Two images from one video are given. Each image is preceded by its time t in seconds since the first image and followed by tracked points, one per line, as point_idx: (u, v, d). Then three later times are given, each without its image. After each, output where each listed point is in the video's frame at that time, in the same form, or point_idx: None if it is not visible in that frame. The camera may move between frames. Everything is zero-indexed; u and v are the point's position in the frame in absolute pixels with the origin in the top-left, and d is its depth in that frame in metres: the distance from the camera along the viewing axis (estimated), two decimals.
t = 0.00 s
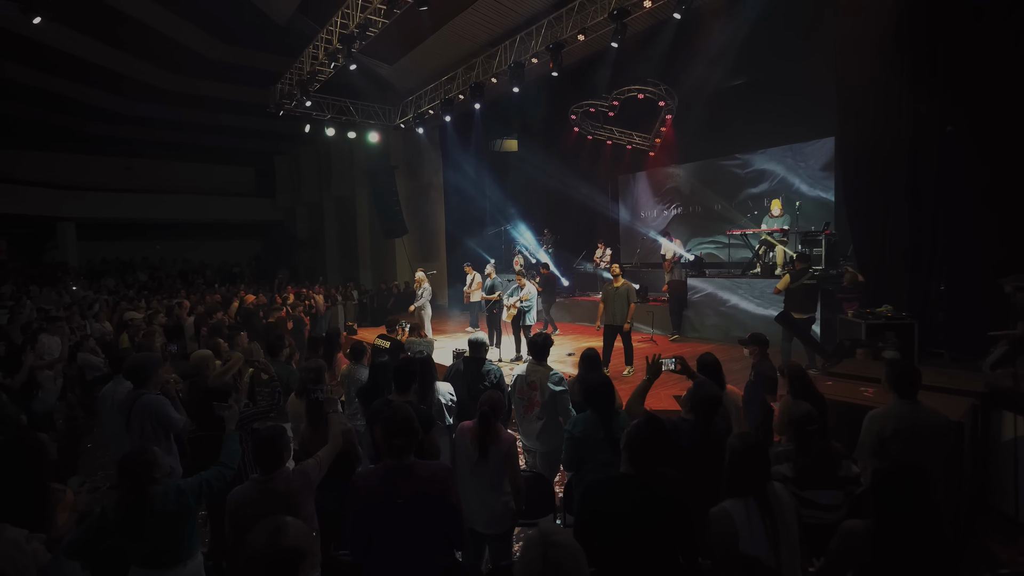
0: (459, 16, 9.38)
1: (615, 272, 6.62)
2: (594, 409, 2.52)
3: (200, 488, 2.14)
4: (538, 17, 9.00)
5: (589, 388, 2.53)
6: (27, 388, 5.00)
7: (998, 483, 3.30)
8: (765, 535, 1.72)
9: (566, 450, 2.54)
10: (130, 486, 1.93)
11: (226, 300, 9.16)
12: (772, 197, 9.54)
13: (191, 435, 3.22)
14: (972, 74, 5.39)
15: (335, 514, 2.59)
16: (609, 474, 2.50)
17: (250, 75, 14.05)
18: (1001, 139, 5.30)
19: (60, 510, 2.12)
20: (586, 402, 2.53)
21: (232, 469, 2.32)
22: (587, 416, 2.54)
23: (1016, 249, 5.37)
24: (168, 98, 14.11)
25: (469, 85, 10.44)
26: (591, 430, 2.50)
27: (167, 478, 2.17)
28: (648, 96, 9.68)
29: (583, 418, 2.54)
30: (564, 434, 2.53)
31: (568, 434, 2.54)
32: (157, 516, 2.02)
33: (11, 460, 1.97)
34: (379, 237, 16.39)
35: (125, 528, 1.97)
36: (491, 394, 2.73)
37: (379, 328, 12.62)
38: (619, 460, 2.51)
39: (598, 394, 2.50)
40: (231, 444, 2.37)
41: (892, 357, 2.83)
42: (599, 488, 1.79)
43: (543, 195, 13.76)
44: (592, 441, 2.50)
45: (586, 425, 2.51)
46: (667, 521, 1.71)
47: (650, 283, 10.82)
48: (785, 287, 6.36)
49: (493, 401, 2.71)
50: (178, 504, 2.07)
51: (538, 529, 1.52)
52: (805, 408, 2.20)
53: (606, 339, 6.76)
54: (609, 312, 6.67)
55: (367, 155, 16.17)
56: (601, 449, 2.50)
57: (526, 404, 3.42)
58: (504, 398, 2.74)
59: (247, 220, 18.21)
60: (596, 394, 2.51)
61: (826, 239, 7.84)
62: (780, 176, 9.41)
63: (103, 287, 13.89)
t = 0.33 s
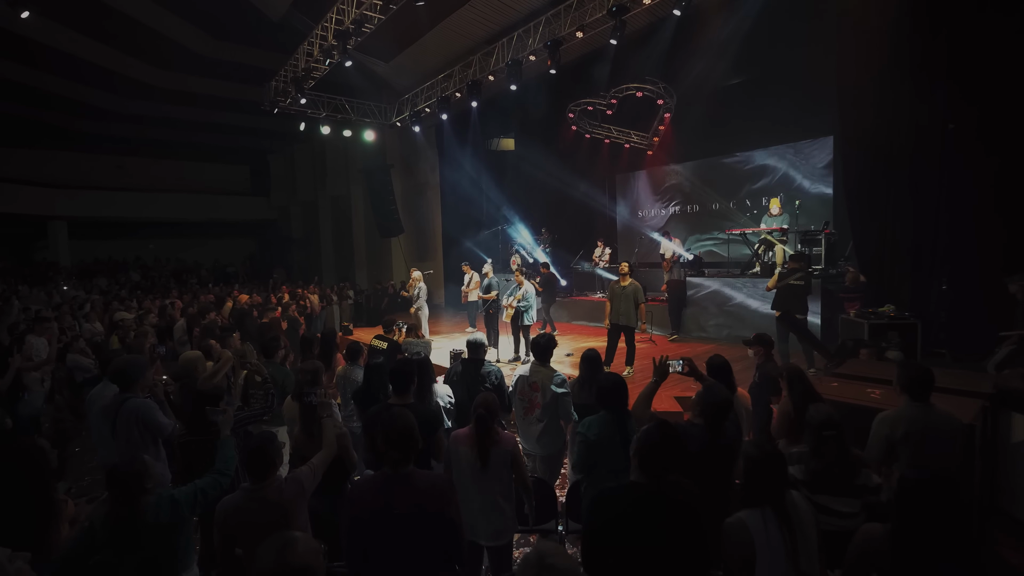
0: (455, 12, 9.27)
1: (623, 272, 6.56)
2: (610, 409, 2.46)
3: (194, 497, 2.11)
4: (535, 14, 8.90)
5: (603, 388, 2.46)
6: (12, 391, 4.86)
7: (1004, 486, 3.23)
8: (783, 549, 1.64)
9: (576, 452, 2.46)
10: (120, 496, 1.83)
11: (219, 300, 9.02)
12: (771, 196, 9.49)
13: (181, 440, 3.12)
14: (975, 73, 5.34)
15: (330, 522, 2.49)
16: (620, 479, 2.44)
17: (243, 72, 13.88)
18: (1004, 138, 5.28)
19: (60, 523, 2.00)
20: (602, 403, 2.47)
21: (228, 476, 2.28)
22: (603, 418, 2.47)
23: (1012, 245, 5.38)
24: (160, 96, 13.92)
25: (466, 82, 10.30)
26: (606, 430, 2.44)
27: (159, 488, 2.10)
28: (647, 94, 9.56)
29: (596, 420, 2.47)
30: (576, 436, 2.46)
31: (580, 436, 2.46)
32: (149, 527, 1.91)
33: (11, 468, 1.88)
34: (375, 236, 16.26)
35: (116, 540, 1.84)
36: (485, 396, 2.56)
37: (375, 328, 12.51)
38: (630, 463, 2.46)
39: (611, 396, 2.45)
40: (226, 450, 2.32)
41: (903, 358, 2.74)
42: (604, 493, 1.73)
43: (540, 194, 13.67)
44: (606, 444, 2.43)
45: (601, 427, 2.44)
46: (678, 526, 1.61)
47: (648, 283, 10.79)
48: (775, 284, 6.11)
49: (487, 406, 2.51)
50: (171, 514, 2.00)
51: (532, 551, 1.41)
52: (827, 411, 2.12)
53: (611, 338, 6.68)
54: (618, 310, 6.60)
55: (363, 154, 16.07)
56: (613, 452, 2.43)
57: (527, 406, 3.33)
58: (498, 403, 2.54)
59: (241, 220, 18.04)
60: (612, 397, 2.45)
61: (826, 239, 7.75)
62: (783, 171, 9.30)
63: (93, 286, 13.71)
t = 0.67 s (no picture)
0: (455, 8, 9.18)
1: (628, 271, 6.46)
2: (624, 414, 2.37)
3: (191, 510, 1.98)
4: (536, 11, 8.80)
5: (617, 391, 2.36)
6: (3, 393, 4.75)
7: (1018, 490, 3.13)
8: (806, 565, 1.54)
9: (589, 458, 2.38)
10: (112, 510, 1.73)
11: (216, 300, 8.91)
12: (773, 194, 9.44)
13: (174, 445, 3.03)
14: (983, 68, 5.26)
15: (327, 529, 2.41)
16: (635, 487, 2.36)
17: (241, 69, 13.76)
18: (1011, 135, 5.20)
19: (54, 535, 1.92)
20: (614, 407, 2.38)
21: (227, 487, 2.15)
22: (617, 424, 2.38)
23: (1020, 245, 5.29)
24: (158, 94, 13.81)
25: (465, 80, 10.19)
26: (619, 436, 2.36)
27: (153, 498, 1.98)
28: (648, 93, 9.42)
29: (608, 424, 2.39)
30: (590, 442, 2.37)
31: (592, 441, 2.39)
32: (146, 541, 1.81)
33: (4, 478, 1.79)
34: (374, 236, 16.15)
35: (106, 555, 1.73)
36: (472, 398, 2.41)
37: (373, 328, 12.40)
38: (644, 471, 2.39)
39: (622, 400, 2.35)
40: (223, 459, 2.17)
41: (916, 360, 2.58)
42: (617, 503, 1.65)
43: (541, 193, 13.53)
44: (621, 451, 2.36)
45: (615, 433, 2.36)
46: (700, 537, 1.52)
47: (649, 282, 10.70)
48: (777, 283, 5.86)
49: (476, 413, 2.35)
50: (165, 527, 1.87)
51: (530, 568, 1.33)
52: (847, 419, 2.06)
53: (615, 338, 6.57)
54: (622, 310, 6.49)
55: (361, 152, 15.93)
56: (627, 459, 2.35)
57: (531, 410, 3.26)
58: (485, 408, 2.39)
59: (239, 219, 17.92)
60: (625, 400, 2.35)
61: (830, 238, 7.64)
62: (787, 168, 9.23)
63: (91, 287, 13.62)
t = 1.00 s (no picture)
0: (455, 5, 9.08)
1: (631, 272, 6.35)
2: (633, 422, 2.26)
3: (184, 523, 1.89)
4: (538, 7, 8.69)
5: (625, 397, 2.24)
6: None
7: None
8: None
9: (593, 467, 2.30)
10: (97, 525, 1.62)
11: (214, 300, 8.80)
12: (777, 192, 9.37)
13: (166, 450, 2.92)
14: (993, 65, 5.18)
15: (326, 540, 2.30)
16: (641, 496, 2.29)
17: (239, 67, 13.63)
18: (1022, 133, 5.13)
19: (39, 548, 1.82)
20: (623, 415, 2.27)
21: (221, 499, 2.05)
22: (623, 433, 2.27)
23: None
24: (157, 92, 13.70)
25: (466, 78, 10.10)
26: (627, 446, 2.25)
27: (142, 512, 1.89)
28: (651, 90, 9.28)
29: (614, 433, 2.29)
30: (595, 451, 2.29)
31: (598, 451, 2.30)
32: (137, 558, 1.70)
33: None
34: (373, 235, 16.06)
35: None
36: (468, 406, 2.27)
37: (373, 328, 12.29)
38: (651, 480, 2.30)
39: (631, 406, 2.23)
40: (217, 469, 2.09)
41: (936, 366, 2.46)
42: (631, 518, 1.55)
43: (542, 192, 13.38)
44: (627, 461, 2.25)
45: (622, 443, 2.25)
46: (725, 555, 1.44)
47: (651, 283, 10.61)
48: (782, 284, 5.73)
49: (471, 418, 2.25)
50: (157, 540, 1.78)
51: None
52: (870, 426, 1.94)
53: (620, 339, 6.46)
54: (626, 311, 6.39)
55: (360, 151, 15.83)
56: (633, 469, 2.27)
57: (535, 414, 3.16)
58: (485, 416, 2.27)
59: (237, 218, 17.82)
60: (635, 408, 2.23)
61: (835, 238, 7.55)
62: (794, 165, 9.13)
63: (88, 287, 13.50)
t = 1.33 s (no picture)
0: (457, 2, 8.98)
1: (632, 271, 6.22)
2: (639, 434, 2.17)
3: (171, 540, 1.80)
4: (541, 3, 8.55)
5: (632, 406, 2.15)
6: None
7: None
8: None
9: (595, 481, 2.21)
10: (80, 545, 1.52)
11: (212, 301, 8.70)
12: (782, 191, 9.32)
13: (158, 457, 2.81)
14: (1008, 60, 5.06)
15: (325, 556, 2.18)
16: (648, 510, 2.20)
17: (238, 65, 13.52)
18: None
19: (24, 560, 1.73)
20: (628, 425, 2.19)
21: (212, 514, 1.97)
22: (627, 445, 2.18)
23: None
24: (155, 91, 13.58)
25: (467, 76, 9.98)
26: (630, 459, 2.16)
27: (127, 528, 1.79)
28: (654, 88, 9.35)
29: (614, 446, 2.20)
30: (597, 464, 2.19)
31: (598, 465, 2.20)
32: None
33: None
34: (374, 235, 15.96)
35: None
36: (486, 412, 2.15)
37: (374, 329, 12.20)
38: (657, 495, 2.20)
39: (638, 414, 2.15)
40: (205, 482, 2.00)
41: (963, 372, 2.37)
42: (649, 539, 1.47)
43: (545, 191, 13.20)
44: (631, 474, 2.16)
45: (626, 455, 2.16)
46: None
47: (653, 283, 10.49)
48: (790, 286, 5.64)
49: (485, 426, 2.12)
50: (144, 558, 1.69)
51: None
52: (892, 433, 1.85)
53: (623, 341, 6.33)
54: (628, 311, 6.24)
55: (360, 150, 15.71)
56: (637, 484, 2.17)
57: (540, 420, 3.06)
58: (503, 425, 2.14)
59: (237, 217, 17.73)
60: (641, 417, 2.14)
61: (841, 238, 7.30)
62: (802, 159, 9.02)
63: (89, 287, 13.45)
